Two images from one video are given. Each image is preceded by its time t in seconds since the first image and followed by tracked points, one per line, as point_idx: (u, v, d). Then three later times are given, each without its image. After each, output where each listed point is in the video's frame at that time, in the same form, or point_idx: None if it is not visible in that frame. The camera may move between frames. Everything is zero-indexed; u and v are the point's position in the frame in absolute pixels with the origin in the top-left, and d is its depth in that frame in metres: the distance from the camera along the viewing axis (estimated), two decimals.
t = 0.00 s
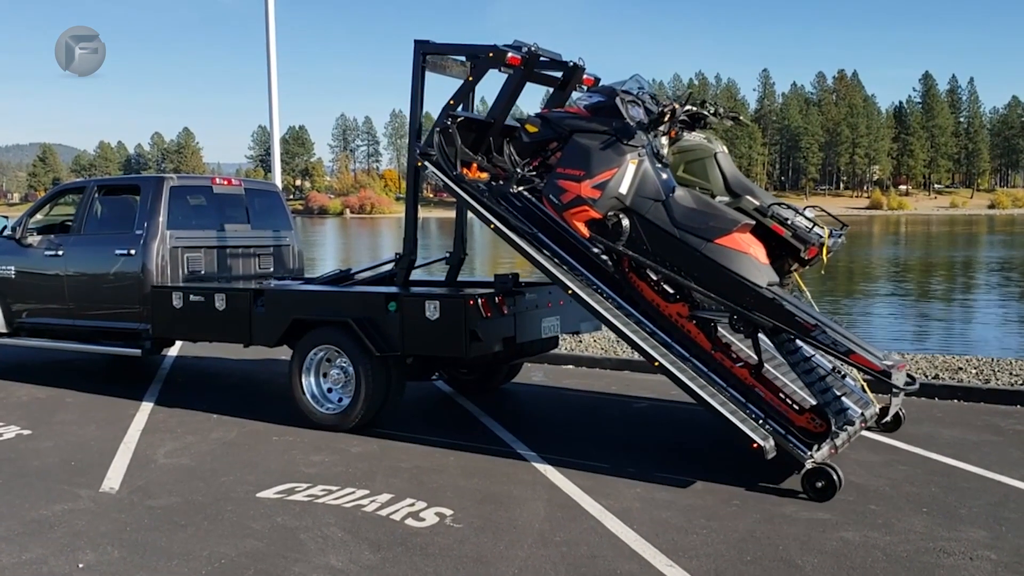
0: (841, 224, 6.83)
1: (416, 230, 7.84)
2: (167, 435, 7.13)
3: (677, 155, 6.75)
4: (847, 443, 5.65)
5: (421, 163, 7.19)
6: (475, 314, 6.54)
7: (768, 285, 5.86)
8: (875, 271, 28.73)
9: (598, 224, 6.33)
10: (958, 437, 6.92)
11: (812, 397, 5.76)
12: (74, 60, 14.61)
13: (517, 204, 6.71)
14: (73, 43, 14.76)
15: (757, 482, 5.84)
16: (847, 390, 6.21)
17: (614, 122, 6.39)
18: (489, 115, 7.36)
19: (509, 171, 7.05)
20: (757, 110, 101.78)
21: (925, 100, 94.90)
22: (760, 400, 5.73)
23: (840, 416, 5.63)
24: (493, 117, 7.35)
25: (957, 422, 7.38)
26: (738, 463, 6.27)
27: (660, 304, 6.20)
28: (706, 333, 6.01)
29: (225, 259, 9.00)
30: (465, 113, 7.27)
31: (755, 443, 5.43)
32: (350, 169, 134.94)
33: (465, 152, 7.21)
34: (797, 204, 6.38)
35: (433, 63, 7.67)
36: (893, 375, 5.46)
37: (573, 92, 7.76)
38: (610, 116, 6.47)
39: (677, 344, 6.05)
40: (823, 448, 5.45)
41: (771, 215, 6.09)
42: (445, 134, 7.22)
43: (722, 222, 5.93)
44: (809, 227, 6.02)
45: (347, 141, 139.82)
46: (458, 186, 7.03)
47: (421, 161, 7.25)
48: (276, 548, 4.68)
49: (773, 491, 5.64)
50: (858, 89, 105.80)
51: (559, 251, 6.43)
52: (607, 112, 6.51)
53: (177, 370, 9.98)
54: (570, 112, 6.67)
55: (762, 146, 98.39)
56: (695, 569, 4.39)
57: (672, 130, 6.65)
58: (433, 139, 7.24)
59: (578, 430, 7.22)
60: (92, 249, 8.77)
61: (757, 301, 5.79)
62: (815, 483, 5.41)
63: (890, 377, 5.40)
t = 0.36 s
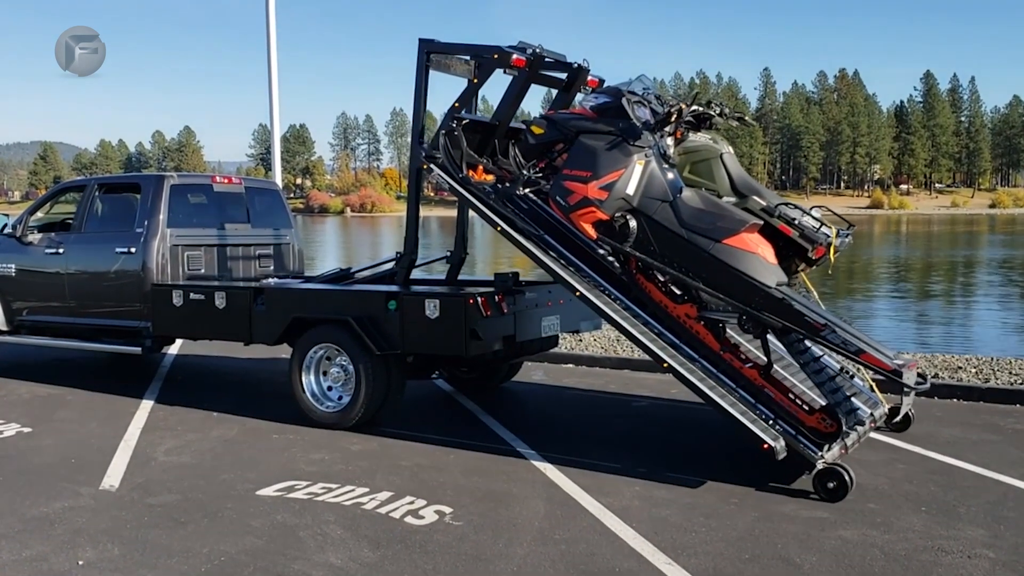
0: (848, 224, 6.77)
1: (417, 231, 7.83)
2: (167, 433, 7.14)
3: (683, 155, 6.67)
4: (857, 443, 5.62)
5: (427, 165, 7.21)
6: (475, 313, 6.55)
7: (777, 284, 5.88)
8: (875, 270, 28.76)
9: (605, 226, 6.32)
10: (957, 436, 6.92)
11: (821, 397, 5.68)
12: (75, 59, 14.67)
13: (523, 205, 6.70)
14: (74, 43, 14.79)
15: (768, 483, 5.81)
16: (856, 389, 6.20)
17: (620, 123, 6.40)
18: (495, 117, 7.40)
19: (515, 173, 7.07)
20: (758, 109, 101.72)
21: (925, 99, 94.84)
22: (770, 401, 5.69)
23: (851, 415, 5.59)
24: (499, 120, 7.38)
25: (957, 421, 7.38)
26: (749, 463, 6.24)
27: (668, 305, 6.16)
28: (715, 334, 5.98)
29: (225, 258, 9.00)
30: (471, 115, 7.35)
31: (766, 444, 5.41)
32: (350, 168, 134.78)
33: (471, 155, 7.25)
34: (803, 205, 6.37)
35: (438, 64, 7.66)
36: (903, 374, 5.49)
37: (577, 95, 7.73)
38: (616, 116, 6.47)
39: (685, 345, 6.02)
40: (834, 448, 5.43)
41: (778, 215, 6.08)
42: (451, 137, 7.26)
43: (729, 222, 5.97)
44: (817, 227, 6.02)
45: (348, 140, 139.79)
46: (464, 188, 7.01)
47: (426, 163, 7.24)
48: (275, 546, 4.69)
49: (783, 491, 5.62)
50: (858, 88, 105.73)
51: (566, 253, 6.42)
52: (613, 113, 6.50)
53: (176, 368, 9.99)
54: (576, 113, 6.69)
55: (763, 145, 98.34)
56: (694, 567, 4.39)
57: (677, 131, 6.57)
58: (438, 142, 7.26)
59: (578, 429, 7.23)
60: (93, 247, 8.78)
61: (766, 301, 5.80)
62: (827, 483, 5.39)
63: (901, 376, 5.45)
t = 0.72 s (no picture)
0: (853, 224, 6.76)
1: (416, 230, 7.82)
2: (165, 431, 7.14)
3: (687, 156, 6.85)
4: (866, 442, 5.63)
5: (432, 168, 7.29)
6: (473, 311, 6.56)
7: (785, 284, 5.87)
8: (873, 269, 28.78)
9: (611, 227, 6.31)
10: (955, 434, 6.92)
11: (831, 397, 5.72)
12: (75, 62, 14.69)
13: (529, 208, 6.74)
14: (74, 45, 14.78)
15: (777, 482, 5.80)
16: (863, 389, 6.22)
17: (624, 123, 6.37)
18: (498, 120, 7.41)
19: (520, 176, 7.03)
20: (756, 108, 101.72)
21: (924, 98, 94.89)
22: (779, 401, 5.70)
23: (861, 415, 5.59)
24: (502, 122, 7.40)
25: (954, 420, 7.39)
26: (758, 464, 6.20)
27: (675, 305, 6.18)
28: (722, 335, 6.01)
29: (223, 256, 9.00)
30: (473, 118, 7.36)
31: (776, 445, 5.41)
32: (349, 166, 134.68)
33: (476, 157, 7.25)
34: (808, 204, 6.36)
35: (440, 63, 7.68)
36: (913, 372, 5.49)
37: (580, 98, 7.72)
38: (622, 117, 6.44)
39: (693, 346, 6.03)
40: (844, 448, 5.43)
41: (784, 215, 6.07)
42: (456, 140, 7.30)
43: (736, 221, 5.95)
44: (823, 226, 6.01)
45: (346, 138, 139.67)
46: (469, 190, 7.05)
47: (432, 166, 7.32)
48: (272, 543, 4.69)
49: (793, 491, 5.59)
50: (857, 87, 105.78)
51: (572, 254, 6.44)
52: (618, 114, 6.46)
53: (174, 366, 9.98)
54: (581, 115, 6.64)
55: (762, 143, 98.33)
56: (691, 565, 4.40)
57: (680, 132, 6.63)
58: (443, 145, 7.32)
59: (575, 426, 7.25)
60: (91, 245, 8.77)
61: (774, 301, 5.81)
62: (837, 483, 5.37)
63: (910, 375, 5.43)
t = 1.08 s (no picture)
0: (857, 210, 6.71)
1: (413, 219, 7.78)
2: (163, 420, 7.14)
3: (689, 146, 6.90)
4: (873, 430, 5.58)
5: (433, 160, 7.21)
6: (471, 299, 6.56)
7: (792, 272, 5.85)
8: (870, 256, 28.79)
9: (615, 217, 6.31)
10: (952, 421, 6.94)
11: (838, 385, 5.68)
12: (75, 61, 14.62)
13: (532, 199, 6.69)
14: (74, 44, 14.68)
15: (786, 470, 5.77)
16: (870, 375, 6.16)
17: (628, 112, 6.36)
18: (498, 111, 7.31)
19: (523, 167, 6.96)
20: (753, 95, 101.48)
21: (921, 85, 94.73)
22: (787, 390, 5.66)
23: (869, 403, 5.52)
24: (503, 113, 7.29)
25: (951, 406, 7.41)
26: (766, 450, 6.20)
27: (681, 295, 6.20)
28: (728, 324, 6.00)
29: (219, 245, 8.97)
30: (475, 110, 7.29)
31: (784, 434, 5.38)
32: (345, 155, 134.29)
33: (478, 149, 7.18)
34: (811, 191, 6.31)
35: (440, 51, 7.63)
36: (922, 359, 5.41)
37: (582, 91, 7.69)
38: (625, 107, 6.42)
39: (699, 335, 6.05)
40: (853, 436, 5.39)
41: (789, 203, 5.99)
42: (458, 132, 7.24)
43: (742, 210, 5.93)
44: (828, 214, 5.95)
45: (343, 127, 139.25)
46: (472, 182, 7.00)
47: (433, 158, 7.24)
48: (270, 532, 4.69)
49: (802, 480, 5.54)
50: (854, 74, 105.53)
51: (576, 245, 6.44)
52: (619, 103, 6.46)
53: (171, 356, 9.97)
54: (583, 105, 6.63)
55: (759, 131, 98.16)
56: (688, 551, 4.41)
57: (682, 121, 6.69)
58: (445, 136, 7.24)
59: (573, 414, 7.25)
60: (86, 235, 8.74)
61: (780, 289, 5.75)
62: (846, 472, 5.34)
63: (919, 361, 5.36)
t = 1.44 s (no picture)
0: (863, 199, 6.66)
1: (412, 210, 7.76)
2: (161, 413, 7.13)
3: (694, 138, 6.91)
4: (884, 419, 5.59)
5: (436, 156, 7.07)
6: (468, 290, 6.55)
7: (799, 264, 5.84)
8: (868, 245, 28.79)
9: (621, 211, 6.29)
10: (950, 409, 6.95)
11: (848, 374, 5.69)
12: (75, 60, 14.53)
13: (536, 194, 6.65)
14: (74, 44, 14.59)
15: (798, 461, 5.73)
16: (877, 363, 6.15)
17: (633, 105, 6.33)
18: (500, 106, 7.34)
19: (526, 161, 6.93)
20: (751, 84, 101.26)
21: (919, 73, 94.57)
22: (797, 381, 5.67)
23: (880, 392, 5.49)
24: (505, 108, 7.31)
25: (950, 394, 7.42)
26: (777, 443, 6.16)
27: (689, 288, 6.19)
28: (737, 315, 5.98)
29: (217, 238, 8.95)
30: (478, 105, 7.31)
31: (795, 425, 5.40)
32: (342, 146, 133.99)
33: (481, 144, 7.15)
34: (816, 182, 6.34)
35: (441, 42, 7.61)
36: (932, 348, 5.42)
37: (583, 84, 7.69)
38: (630, 99, 6.39)
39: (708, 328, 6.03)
40: (863, 427, 5.41)
41: (794, 194, 6.03)
42: (460, 128, 7.18)
43: (748, 201, 5.94)
44: (834, 204, 5.97)
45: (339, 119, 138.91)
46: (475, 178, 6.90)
47: (435, 153, 7.11)
48: (270, 524, 4.69)
49: (814, 471, 5.52)
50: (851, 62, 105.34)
51: (582, 239, 6.39)
52: (623, 95, 6.43)
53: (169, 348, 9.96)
54: (587, 98, 6.61)
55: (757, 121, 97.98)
56: (687, 541, 4.42)
57: (687, 113, 6.70)
58: (447, 131, 7.15)
59: (572, 405, 7.25)
60: (83, 228, 8.72)
61: (789, 280, 5.78)
62: (859, 462, 5.30)
63: (929, 350, 5.36)
